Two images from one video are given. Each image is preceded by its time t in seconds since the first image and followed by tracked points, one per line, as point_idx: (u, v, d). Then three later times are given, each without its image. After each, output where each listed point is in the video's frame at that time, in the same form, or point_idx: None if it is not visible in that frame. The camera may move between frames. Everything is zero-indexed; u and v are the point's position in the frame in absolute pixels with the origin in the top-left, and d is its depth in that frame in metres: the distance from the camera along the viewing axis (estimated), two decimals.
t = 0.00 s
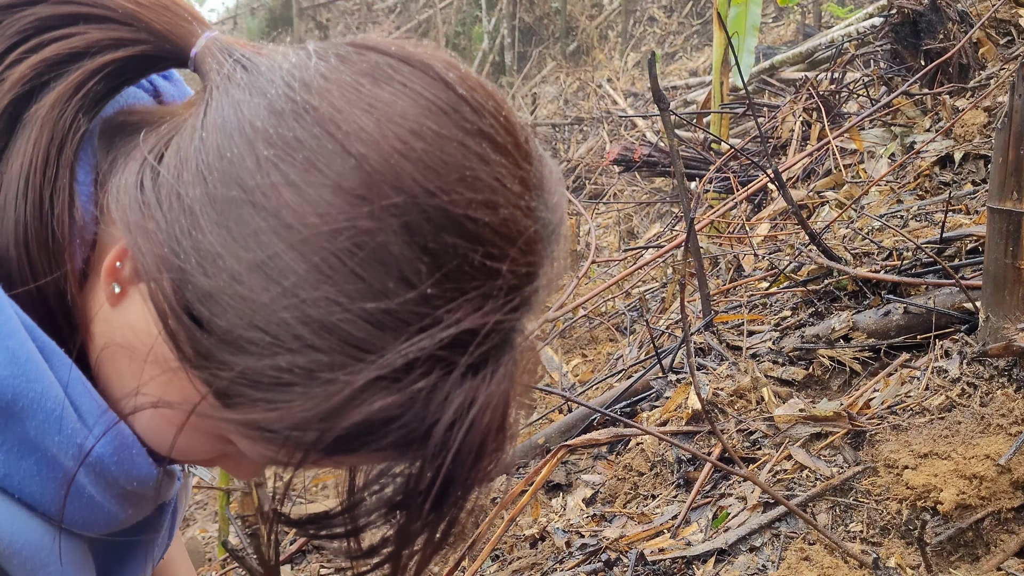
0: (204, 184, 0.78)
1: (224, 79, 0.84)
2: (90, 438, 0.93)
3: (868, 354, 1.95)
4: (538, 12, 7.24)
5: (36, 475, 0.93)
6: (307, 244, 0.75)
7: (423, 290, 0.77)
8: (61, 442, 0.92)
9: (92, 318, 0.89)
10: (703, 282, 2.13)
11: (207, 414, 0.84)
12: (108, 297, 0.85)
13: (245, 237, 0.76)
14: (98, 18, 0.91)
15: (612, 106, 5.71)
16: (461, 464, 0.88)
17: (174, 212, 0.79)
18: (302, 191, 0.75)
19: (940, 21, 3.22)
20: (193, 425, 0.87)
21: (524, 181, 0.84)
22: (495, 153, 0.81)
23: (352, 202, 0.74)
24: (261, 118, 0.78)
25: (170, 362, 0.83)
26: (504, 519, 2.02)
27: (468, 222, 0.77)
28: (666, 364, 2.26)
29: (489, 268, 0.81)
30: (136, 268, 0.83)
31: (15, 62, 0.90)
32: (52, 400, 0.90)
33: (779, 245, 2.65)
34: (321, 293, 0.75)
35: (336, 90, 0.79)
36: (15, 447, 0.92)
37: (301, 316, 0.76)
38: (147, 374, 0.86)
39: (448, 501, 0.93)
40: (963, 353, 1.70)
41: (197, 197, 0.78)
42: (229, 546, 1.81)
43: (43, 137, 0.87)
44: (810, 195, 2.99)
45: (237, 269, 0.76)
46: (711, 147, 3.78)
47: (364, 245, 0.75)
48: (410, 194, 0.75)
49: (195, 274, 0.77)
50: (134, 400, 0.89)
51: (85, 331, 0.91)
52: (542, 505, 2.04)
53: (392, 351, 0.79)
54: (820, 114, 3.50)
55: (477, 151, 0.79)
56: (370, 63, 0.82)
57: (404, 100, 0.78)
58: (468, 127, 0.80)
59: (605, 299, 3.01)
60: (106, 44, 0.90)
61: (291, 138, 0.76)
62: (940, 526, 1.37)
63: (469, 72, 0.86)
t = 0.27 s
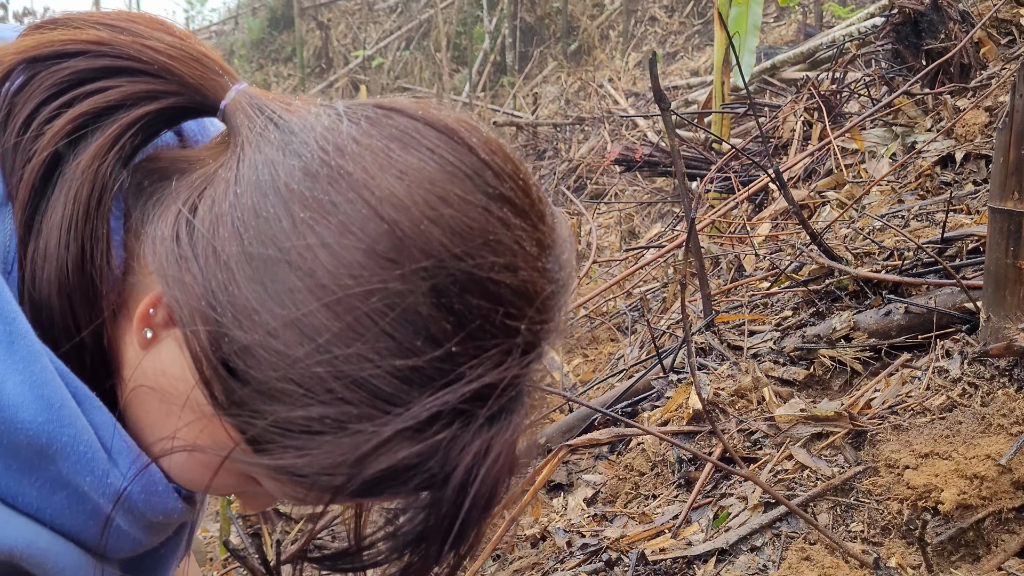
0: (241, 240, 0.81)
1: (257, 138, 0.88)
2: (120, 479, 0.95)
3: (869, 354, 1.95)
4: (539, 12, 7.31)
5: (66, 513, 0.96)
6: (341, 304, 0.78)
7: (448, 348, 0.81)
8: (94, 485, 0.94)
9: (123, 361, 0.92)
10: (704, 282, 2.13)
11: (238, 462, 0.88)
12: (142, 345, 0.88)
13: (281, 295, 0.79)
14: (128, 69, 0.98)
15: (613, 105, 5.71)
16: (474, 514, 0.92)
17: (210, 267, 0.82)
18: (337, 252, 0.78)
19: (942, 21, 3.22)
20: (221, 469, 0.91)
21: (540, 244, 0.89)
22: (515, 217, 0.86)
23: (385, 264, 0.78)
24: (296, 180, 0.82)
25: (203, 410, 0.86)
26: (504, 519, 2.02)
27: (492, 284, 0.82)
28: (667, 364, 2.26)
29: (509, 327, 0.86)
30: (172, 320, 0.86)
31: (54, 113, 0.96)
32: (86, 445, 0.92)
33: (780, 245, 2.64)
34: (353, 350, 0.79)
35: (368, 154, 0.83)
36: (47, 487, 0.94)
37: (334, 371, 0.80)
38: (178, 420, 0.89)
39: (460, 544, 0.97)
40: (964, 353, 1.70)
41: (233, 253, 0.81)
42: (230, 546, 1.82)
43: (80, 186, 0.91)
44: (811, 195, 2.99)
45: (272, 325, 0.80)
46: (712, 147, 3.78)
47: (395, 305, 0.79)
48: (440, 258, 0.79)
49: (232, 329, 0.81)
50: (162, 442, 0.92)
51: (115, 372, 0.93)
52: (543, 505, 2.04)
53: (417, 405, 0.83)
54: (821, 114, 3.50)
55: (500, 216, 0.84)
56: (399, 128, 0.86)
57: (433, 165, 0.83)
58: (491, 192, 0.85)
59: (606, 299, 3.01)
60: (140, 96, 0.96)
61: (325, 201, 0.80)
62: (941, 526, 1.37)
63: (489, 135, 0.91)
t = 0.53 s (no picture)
0: (270, 221, 0.85)
1: (277, 122, 0.92)
2: (139, 455, 0.97)
3: (869, 354, 1.95)
4: (539, 13, 7.32)
5: (81, 491, 0.97)
6: (371, 278, 0.83)
7: (472, 317, 0.86)
8: (112, 459, 0.96)
9: (150, 342, 0.95)
10: (704, 282, 2.13)
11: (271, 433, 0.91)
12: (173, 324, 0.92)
13: (313, 272, 0.83)
14: (145, 59, 1.01)
15: (613, 105, 5.70)
16: (498, 477, 0.96)
17: (241, 247, 0.86)
18: (365, 228, 0.83)
19: (942, 21, 3.21)
20: (252, 441, 0.94)
21: (552, 218, 0.94)
22: (529, 193, 0.91)
23: (412, 240, 0.83)
24: (321, 162, 0.86)
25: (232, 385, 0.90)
26: (505, 519, 2.02)
27: (512, 257, 0.87)
28: (668, 364, 2.26)
29: (528, 297, 0.90)
30: (201, 300, 0.90)
31: (74, 102, 0.99)
32: (105, 417, 0.94)
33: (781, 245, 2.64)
34: (383, 322, 0.83)
35: (388, 136, 0.87)
36: (66, 464, 0.95)
37: (365, 343, 0.84)
38: (208, 395, 0.92)
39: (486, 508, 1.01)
40: (964, 353, 1.70)
41: (264, 233, 0.85)
42: (231, 546, 1.82)
43: (103, 175, 0.95)
44: (812, 195, 2.99)
45: (305, 300, 0.83)
46: (712, 148, 3.78)
47: (423, 278, 0.83)
48: (463, 233, 0.84)
49: (264, 306, 0.85)
50: (192, 419, 0.95)
51: (141, 354, 0.97)
52: (543, 505, 2.04)
53: (445, 372, 0.87)
54: (821, 114, 3.50)
55: (515, 192, 0.89)
56: (416, 111, 0.90)
57: (451, 145, 0.87)
58: (506, 169, 0.89)
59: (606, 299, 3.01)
60: (158, 85, 0.99)
61: (351, 181, 0.84)
62: (941, 526, 1.37)
63: (499, 117, 0.95)
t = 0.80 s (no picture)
0: (293, 120, 0.90)
1: (291, 36, 0.96)
2: (163, 333, 0.98)
3: (869, 354, 1.95)
4: (539, 13, 7.33)
5: (103, 368, 0.98)
6: (396, 166, 0.87)
7: (492, 202, 0.90)
8: (134, 335, 0.97)
9: (174, 252, 0.97)
10: (704, 282, 2.13)
11: (305, 323, 0.94)
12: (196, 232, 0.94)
13: (339, 164, 0.88)
14: None
15: (614, 106, 5.70)
16: (517, 370, 1.02)
17: (266, 147, 0.90)
18: (387, 120, 0.87)
19: (942, 21, 3.21)
20: (284, 338, 0.97)
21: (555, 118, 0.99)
22: (532, 91, 0.96)
23: (432, 129, 0.87)
24: (339, 64, 0.91)
25: (264, 281, 0.92)
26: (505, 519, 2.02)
27: (524, 145, 0.92)
28: (668, 364, 2.26)
29: (540, 186, 0.95)
30: (228, 202, 0.93)
31: (89, 18, 1.02)
32: (129, 293, 0.95)
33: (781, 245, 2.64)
34: (410, 206, 0.88)
35: (400, 39, 0.92)
36: (86, 341, 0.96)
37: (394, 228, 0.88)
38: (240, 293, 0.94)
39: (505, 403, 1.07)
40: (964, 353, 1.70)
41: (288, 134, 0.90)
42: (231, 546, 1.82)
43: (121, 83, 0.97)
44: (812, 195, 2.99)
45: (334, 192, 0.88)
46: (713, 148, 3.78)
47: (444, 164, 0.88)
48: (478, 123, 0.88)
49: (293, 199, 0.88)
50: (223, 321, 0.98)
51: (165, 263, 0.99)
52: (543, 505, 2.04)
53: (470, 254, 0.91)
54: (822, 114, 3.49)
55: (522, 89, 0.94)
56: (424, 18, 0.95)
57: (458, 45, 0.92)
58: (511, 69, 0.94)
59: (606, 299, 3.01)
60: (169, 6, 1.01)
61: (369, 80, 0.89)
62: (942, 526, 1.37)
63: (498, 29, 1.01)
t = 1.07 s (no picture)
0: None
1: None
2: (195, 188, 1.01)
3: (870, 354, 1.95)
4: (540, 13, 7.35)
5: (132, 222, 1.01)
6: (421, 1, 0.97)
7: (508, 27, 1.00)
8: (166, 189, 1.00)
9: (214, 127, 1.05)
10: (705, 281, 2.13)
11: (352, 160, 1.00)
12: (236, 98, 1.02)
13: (369, 6, 0.99)
14: None
15: (614, 105, 5.70)
16: (543, 209, 1.11)
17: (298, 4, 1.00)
18: None
19: (943, 21, 3.21)
20: (331, 184, 1.01)
21: None
22: None
23: None
24: None
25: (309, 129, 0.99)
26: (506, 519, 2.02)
27: None
28: (669, 364, 2.26)
29: (542, 20, 1.05)
30: (264, 62, 1.01)
31: None
32: (165, 144, 0.98)
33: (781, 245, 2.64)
34: (439, 35, 0.97)
35: None
36: (118, 193, 1.00)
37: (427, 55, 0.98)
38: (285, 146, 1.00)
39: (535, 249, 1.15)
40: (965, 353, 1.70)
41: None
42: (232, 546, 1.82)
43: None
44: (813, 194, 2.99)
45: (369, 32, 0.98)
46: (713, 148, 3.78)
47: None
48: None
49: (331, 41, 0.98)
50: (269, 180, 1.03)
51: (206, 139, 1.06)
52: (544, 504, 2.04)
53: (498, 78, 1.02)
54: (822, 114, 3.49)
55: None
56: None
57: None
58: None
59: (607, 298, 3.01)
60: None
61: None
62: (943, 525, 1.37)
63: None
